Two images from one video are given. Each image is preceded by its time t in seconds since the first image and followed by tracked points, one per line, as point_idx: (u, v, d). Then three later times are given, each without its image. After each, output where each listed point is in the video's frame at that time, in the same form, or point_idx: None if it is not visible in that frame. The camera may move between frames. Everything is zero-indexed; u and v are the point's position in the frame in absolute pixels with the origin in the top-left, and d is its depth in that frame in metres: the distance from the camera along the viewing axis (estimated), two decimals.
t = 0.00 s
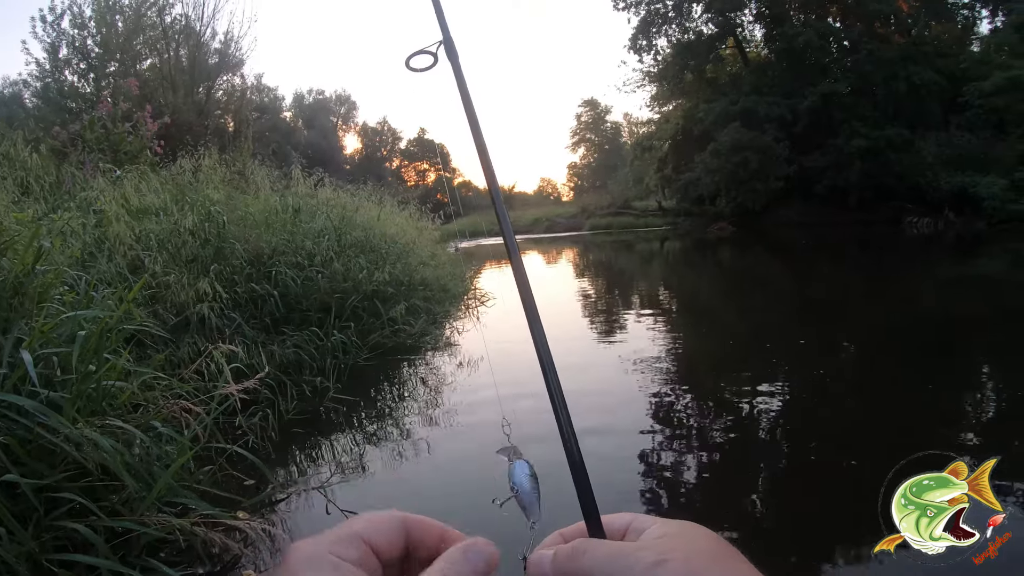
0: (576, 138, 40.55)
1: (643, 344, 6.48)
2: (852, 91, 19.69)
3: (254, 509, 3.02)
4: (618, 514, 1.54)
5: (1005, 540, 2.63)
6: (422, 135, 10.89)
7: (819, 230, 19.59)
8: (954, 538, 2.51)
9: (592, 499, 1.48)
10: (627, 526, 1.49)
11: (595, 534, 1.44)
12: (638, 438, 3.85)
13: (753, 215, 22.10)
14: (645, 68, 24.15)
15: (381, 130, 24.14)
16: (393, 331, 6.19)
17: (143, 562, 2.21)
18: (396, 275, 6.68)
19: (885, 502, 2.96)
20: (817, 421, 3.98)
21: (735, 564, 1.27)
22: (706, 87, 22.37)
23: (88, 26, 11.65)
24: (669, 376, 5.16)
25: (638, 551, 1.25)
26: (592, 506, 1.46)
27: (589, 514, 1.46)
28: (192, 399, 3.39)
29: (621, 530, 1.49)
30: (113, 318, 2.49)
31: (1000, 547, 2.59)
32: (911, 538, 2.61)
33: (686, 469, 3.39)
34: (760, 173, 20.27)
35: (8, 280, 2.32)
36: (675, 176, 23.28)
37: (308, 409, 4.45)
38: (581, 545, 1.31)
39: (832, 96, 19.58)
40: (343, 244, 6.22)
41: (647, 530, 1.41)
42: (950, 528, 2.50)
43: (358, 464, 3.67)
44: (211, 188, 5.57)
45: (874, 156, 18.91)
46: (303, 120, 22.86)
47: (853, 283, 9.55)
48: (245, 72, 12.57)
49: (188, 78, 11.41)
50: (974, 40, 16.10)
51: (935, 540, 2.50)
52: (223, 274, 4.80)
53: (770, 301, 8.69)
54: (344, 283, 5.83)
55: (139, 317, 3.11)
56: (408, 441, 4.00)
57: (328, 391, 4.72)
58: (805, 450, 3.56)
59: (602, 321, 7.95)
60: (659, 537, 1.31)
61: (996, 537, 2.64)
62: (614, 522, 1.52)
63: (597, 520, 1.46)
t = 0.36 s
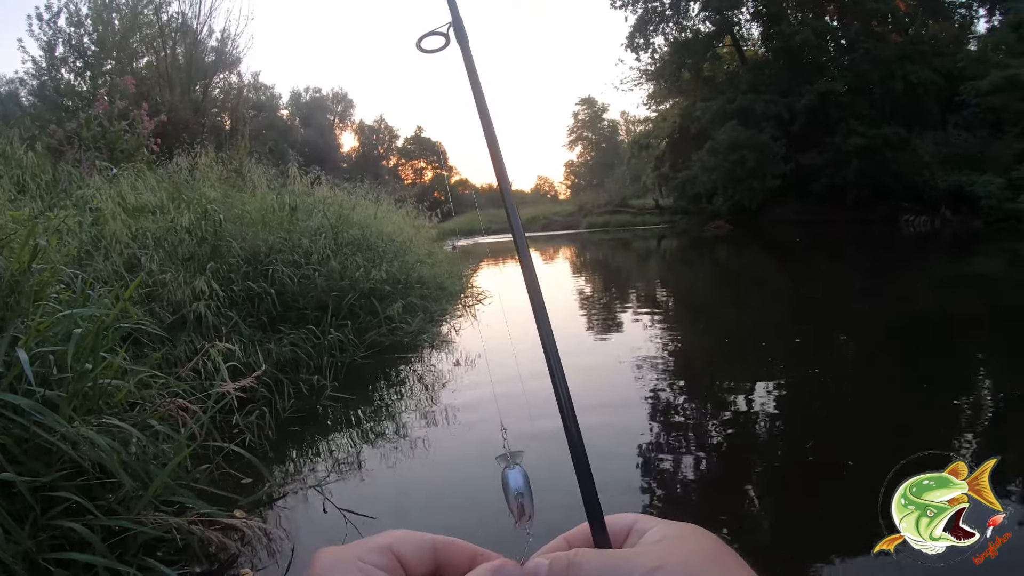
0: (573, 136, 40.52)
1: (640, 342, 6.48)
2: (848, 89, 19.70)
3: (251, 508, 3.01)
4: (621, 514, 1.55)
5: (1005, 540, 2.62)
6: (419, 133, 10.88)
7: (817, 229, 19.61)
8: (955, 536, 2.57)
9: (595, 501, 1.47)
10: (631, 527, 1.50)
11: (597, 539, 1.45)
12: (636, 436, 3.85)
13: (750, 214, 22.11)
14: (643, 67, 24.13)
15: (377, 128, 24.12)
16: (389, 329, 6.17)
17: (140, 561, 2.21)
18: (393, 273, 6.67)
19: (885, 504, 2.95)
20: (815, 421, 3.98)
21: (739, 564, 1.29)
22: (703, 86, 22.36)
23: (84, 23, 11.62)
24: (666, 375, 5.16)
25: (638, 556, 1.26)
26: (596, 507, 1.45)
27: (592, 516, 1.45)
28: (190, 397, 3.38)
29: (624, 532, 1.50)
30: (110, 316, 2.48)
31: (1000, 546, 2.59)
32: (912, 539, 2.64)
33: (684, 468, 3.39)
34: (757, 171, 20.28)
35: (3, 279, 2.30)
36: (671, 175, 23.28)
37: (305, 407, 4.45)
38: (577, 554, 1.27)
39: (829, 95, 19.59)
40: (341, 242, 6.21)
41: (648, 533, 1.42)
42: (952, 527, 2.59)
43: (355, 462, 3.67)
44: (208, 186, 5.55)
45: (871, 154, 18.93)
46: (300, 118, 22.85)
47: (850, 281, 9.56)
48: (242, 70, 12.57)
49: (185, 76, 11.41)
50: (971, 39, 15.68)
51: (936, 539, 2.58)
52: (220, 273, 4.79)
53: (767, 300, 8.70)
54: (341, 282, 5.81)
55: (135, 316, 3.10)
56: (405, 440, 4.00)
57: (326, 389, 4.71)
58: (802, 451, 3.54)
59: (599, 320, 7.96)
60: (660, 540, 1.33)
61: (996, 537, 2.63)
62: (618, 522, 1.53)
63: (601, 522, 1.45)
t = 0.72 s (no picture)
0: (569, 135, 40.49)
1: (636, 342, 6.47)
2: (845, 89, 19.69)
3: (248, 507, 3.01)
4: (616, 521, 1.55)
5: (1006, 540, 2.61)
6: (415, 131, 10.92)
7: (813, 228, 19.62)
8: (952, 538, 2.62)
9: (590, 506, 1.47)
10: (627, 533, 1.49)
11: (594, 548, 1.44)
12: (632, 437, 3.84)
13: (746, 213, 22.12)
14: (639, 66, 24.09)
15: (373, 128, 24.07)
16: (385, 329, 6.15)
17: (136, 561, 2.21)
18: (389, 273, 6.65)
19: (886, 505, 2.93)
20: (813, 421, 3.97)
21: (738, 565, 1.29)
22: (699, 85, 22.35)
23: (80, 22, 11.57)
24: (662, 375, 5.16)
25: (633, 563, 1.25)
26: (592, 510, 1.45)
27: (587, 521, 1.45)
28: (185, 397, 3.37)
29: (621, 537, 1.49)
30: (107, 316, 2.47)
31: (1000, 547, 2.58)
32: (912, 541, 2.65)
33: (681, 467, 3.39)
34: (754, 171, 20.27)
35: None
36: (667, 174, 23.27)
37: (301, 407, 4.44)
38: (574, 562, 1.27)
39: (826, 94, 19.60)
40: (336, 241, 6.20)
41: (644, 539, 1.42)
42: (948, 528, 2.64)
43: (351, 462, 3.67)
44: (204, 186, 5.53)
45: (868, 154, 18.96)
46: (296, 117, 22.80)
47: (847, 281, 9.58)
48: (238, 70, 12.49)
49: (181, 75, 11.35)
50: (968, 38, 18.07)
51: (934, 540, 2.61)
52: (215, 272, 4.77)
53: (764, 299, 8.71)
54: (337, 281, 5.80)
55: (132, 315, 3.09)
56: (402, 439, 3.99)
57: (322, 389, 4.70)
58: (799, 452, 3.53)
59: (595, 319, 7.95)
60: (656, 546, 1.33)
61: (996, 537, 2.63)
62: (612, 529, 1.53)
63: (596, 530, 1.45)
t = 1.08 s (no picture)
0: (544, 138, 40.47)
1: (612, 344, 6.49)
2: (818, 91, 19.93)
3: (223, 514, 2.97)
4: (623, 540, 1.56)
5: (1006, 540, 2.62)
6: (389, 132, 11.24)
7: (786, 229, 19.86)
8: (952, 537, 2.55)
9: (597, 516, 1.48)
10: (638, 550, 1.51)
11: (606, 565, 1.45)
12: (609, 438, 3.85)
13: (720, 214, 22.33)
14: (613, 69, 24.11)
15: (349, 130, 23.95)
16: (360, 332, 6.10)
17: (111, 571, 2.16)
18: (364, 275, 6.61)
19: (862, 505, 2.97)
20: (787, 421, 4.01)
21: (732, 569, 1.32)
22: (674, 88, 22.51)
23: (51, 21, 11.34)
24: (638, 375, 5.19)
25: None
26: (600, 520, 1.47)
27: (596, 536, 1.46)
28: (158, 403, 3.31)
29: (629, 556, 1.51)
30: (79, 321, 2.41)
31: (1000, 546, 2.58)
32: (913, 539, 2.58)
33: (658, 468, 3.41)
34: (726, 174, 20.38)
35: None
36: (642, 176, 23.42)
37: (275, 412, 4.39)
38: None
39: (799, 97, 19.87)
40: (310, 245, 6.15)
41: (653, 552, 1.45)
42: (948, 528, 2.54)
43: (327, 466, 3.64)
44: (177, 189, 5.45)
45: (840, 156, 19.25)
46: (271, 120, 22.61)
47: (821, 281, 9.71)
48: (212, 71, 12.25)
49: (155, 77, 11.14)
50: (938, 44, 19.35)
51: (934, 540, 2.53)
52: (189, 277, 4.70)
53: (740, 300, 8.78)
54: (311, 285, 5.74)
55: (104, 321, 3.02)
56: (378, 443, 3.96)
57: (296, 393, 4.66)
58: (773, 453, 3.56)
59: (570, 321, 7.97)
60: (665, 560, 1.37)
61: (996, 537, 2.63)
62: (621, 549, 1.54)
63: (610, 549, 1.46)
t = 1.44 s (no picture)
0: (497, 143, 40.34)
1: (567, 347, 6.54)
2: (769, 95, 20.47)
3: (176, 526, 2.89)
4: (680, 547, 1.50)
5: (1006, 540, 2.58)
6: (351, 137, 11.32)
7: (738, 231, 20.25)
8: (951, 534, 2.32)
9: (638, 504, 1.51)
10: (691, 555, 1.45)
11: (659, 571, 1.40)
12: (566, 440, 3.86)
13: (673, 217, 22.65)
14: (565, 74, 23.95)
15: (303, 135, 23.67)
16: (311, 340, 6.00)
17: None
18: (315, 283, 6.51)
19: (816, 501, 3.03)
20: (741, 421, 4.08)
21: None
22: (627, 92, 22.75)
23: None
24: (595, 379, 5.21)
25: None
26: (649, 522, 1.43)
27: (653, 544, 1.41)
28: (105, 415, 3.19)
29: (686, 562, 1.44)
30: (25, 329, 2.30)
31: (1000, 546, 2.53)
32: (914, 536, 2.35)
33: (613, 469, 3.45)
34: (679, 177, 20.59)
35: None
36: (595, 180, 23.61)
37: (226, 422, 4.29)
38: None
39: (751, 102, 20.34)
40: (261, 251, 6.03)
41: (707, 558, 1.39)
42: (948, 524, 2.30)
43: (281, 476, 3.57)
44: (126, 196, 5.27)
45: (790, 159, 19.76)
46: (223, 124, 22.15)
47: (774, 282, 9.91)
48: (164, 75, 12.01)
49: (105, 80, 10.80)
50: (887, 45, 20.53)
51: (935, 536, 2.31)
52: (137, 286, 4.54)
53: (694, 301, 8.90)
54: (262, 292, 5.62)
55: (49, 331, 2.89)
56: (333, 451, 3.91)
57: (248, 403, 4.56)
58: (723, 452, 3.60)
59: (526, 325, 7.99)
60: (720, 563, 1.31)
61: (997, 537, 2.57)
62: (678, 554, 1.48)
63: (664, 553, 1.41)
